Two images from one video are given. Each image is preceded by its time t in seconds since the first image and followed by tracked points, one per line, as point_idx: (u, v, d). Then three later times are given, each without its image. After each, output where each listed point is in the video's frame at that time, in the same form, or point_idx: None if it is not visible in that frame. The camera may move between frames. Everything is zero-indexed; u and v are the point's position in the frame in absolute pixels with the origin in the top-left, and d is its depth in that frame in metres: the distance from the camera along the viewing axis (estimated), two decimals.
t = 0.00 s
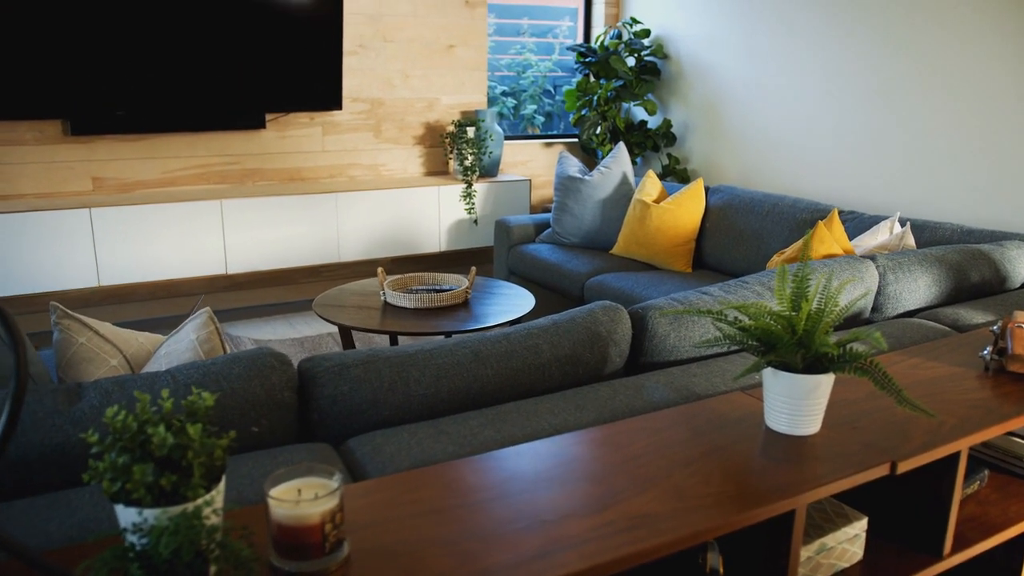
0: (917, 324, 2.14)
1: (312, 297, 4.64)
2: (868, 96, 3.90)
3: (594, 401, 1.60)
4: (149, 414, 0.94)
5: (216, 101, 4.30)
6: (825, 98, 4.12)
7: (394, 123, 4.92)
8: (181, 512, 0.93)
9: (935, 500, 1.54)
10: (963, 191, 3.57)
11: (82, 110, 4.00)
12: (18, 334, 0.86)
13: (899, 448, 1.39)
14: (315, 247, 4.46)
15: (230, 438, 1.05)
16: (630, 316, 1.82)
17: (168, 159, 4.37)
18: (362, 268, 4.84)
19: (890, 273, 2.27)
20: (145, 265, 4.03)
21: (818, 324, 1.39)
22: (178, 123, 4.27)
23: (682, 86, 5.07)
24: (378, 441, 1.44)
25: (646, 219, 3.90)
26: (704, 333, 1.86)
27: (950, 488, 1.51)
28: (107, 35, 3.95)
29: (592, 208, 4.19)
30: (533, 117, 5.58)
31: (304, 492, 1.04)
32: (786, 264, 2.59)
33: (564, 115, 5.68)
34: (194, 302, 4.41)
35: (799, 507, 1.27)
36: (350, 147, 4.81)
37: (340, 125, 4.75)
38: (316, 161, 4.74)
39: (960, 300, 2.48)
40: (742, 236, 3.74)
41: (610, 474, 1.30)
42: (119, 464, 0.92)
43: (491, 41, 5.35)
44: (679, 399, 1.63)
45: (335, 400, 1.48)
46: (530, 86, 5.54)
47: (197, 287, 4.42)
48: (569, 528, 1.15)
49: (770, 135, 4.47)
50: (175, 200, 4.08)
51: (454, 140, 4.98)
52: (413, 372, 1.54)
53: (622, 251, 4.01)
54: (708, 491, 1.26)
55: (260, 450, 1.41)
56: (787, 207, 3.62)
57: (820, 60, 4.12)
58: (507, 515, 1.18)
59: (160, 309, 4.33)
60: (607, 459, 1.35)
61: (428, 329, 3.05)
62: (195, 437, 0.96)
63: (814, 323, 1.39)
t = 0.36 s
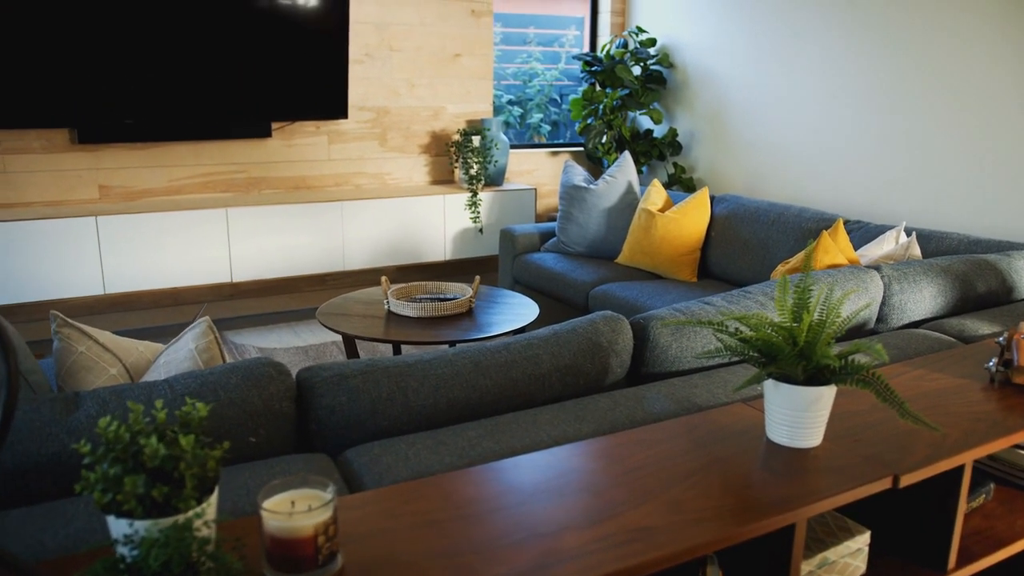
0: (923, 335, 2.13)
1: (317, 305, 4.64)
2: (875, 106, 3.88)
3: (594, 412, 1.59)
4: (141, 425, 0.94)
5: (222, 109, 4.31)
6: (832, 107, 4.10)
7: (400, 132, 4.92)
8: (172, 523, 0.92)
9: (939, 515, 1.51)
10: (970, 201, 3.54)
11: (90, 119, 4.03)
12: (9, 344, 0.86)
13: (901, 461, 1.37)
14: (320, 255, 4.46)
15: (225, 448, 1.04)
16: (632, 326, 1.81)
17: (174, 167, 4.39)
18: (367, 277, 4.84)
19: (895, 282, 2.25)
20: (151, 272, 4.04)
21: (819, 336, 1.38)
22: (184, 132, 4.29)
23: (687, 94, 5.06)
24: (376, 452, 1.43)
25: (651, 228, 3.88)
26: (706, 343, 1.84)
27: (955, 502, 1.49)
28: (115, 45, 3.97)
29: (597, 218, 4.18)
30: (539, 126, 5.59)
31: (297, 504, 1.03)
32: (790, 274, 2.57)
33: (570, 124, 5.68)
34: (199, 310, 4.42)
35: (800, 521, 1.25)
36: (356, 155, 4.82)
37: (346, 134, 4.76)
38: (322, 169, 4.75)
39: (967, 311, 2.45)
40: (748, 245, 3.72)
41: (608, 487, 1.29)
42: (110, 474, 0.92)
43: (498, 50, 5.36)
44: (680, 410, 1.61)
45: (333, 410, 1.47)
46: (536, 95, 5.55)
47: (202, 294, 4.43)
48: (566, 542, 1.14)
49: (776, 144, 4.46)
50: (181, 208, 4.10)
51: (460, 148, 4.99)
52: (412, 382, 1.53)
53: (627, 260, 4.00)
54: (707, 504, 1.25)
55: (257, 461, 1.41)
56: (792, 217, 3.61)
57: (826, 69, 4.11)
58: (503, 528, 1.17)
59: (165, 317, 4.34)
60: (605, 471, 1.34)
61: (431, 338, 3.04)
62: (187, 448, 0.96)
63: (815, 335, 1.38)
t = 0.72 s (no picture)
0: (927, 346, 2.11)
1: (321, 314, 4.65)
2: (881, 117, 3.87)
3: (594, 424, 1.58)
4: (131, 437, 0.93)
5: (228, 119, 4.33)
6: (838, 118, 4.09)
7: (405, 141, 4.93)
8: (162, 536, 0.92)
9: (943, 529, 1.50)
10: (977, 211, 3.52)
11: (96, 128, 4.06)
12: None
13: (903, 475, 1.35)
14: (325, 264, 4.46)
15: (218, 459, 1.04)
16: (633, 337, 1.80)
17: (180, 177, 4.41)
18: (372, 286, 4.84)
19: (900, 294, 2.24)
20: (155, 282, 4.05)
21: (819, 349, 1.37)
22: (190, 141, 4.30)
23: (693, 104, 5.06)
24: (373, 464, 1.43)
25: (655, 238, 3.87)
26: (707, 355, 1.83)
27: (958, 517, 1.47)
28: (122, 55, 4.00)
29: (602, 227, 4.18)
30: (545, 136, 5.59)
31: (290, 516, 1.03)
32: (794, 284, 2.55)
33: (576, 134, 5.68)
34: (204, 319, 4.43)
35: (799, 535, 1.24)
36: (361, 165, 4.83)
37: (351, 144, 4.77)
38: (327, 179, 4.76)
39: (972, 323, 2.44)
40: (753, 255, 3.70)
41: (606, 500, 1.28)
42: (101, 486, 0.92)
43: (503, 60, 5.37)
44: (680, 422, 1.60)
45: (331, 422, 1.47)
46: (542, 104, 5.55)
47: (207, 303, 4.44)
48: (562, 556, 1.13)
49: (781, 153, 4.45)
50: (185, 217, 4.11)
51: (465, 158, 4.99)
52: (410, 393, 1.52)
53: (631, 270, 3.99)
54: (705, 518, 1.23)
55: (253, 472, 1.40)
56: (797, 227, 3.59)
57: (833, 80, 4.10)
58: (500, 541, 1.16)
59: (169, 325, 4.35)
60: (603, 484, 1.33)
61: (434, 348, 3.04)
62: (179, 460, 0.95)
63: (816, 347, 1.37)
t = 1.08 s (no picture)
0: (935, 358, 2.09)
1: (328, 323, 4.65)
2: (891, 126, 3.85)
3: (596, 436, 1.57)
4: (126, 448, 0.93)
5: (237, 128, 4.35)
6: (848, 128, 4.07)
7: (413, 151, 4.94)
8: (155, 547, 0.91)
9: (951, 545, 1.47)
10: (987, 222, 3.50)
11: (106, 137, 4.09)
12: None
13: (908, 490, 1.34)
14: (333, 273, 4.47)
15: (214, 470, 1.04)
16: (637, 348, 1.79)
17: (189, 186, 4.43)
18: (380, 294, 4.85)
19: (907, 305, 2.22)
20: (163, 290, 4.06)
21: (822, 361, 1.35)
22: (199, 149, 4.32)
23: (701, 114, 5.05)
24: (373, 475, 1.42)
25: (662, 248, 3.86)
26: (712, 366, 1.82)
27: (965, 531, 1.45)
28: (133, 65, 4.03)
29: (609, 237, 4.16)
30: (553, 145, 5.59)
31: (285, 528, 1.02)
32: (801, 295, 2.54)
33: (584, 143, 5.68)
34: (213, 328, 4.44)
35: (802, 550, 1.22)
36: (369, 174, 4.84)
37: (359, 153, 4.79)
38: (335, 188, 4.77)
39: (982, 334, 2.41)
40: (761, 266, 3.68)
41: (606, 513, 1.27)
42: (94, 497, 0.91)
43: (512, 70, 5.38)
44: (683, 434, 1.59)
45: (331, 432, 1.46)
46: (550, 114, 5.55)
47: (216, 312, 4.45)
48: (560, 570, 1.11)
49: (790, 163, 4.43)
50: (194, 226, 4.13)
51: (472, 167, 4.99)
52: (411, 404, 1.52)
53: (639, 280, 3.98)
54: (706, 531, 1.22)
55: (252, 483, 1.39)
56: (805, 237, 3.57)
57: (841, 89, 4.08)
58: (498, 554, 1.15)
59: (177, 333, 4.36)
60: (603, 497, 1.32)
61: (439, 358, 3.03)
62: (172, 471, 0.95)
63: (819, 359, 1.36)
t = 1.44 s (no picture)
0: (943, 370, 2.06)
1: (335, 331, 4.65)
2: (899, 135, 3.83)
3: (597, 447, 1.55)
4: (120, 458, 0.93)
5: (245, 137, 4.37)
6: (856, 138, 4.05)
7: (420, 159, 4.95)
8: (147, 559, 0.91)
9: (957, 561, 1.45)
10: (997, 232, 3.47)
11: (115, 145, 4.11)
12: None
13: (913, 504, 1.32)
14: (339, 282, 4.47)
15: (209, 480, 1.03)
16: (640, 359, 1.78)
17: (197, 194, 4.44)
18: (387, 303, 4.84)
19: (915, 315, 2.20)
20: (169, 298, 4.07)
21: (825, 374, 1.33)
22: (207, 157, 4.33)
23: (709, 123, 5.04)
24: (371, 485, 1.41)
25: (669, 257, 3.85)
26: (715, 378, 1.80)
27: (971, 547, 1.43)
28: (143, 75, 4.06)
29: (616, 246, 4.15)
30: (562, 154, 5.59)
31: (280, 539, 1.01)
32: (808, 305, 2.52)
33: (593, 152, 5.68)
34: (220, 336, 4.45)
35: (804, 565, 1.20)
36: (377, 183, 4.85)
37: (367, 162, 4.80)
38: (342, 197, 4.78)
39: (991, 345, 2.38)
40: (769, 275, 3.66)
41: (606, 527, 1.25)
42: (87, 508, 0.91)
43: (521, 79, 5.39)
44: (685, 446, 1.57)
45: (330, 443, 1.45)
46: (559, 123, 5.55)
47: (223, 320, 4.46)
48: None
49: (798, 172, 4.41)
50: (201, 234, 4.14)
51: (480, 176, 4.99)
52: (411, 414, 1.51)
53: (646, 289, 3.96)
54: (707, 546, 1.20)
55: (251, 493, 1.39)
56: (813, 247, 3.55)
57: (850, 97, 4.07)
58: (496, 567, 1.14)
59: (184, 342, 4.37)
60: (603, 509, 1.30)
61: (444, 367, 3.02)
62: (166, 482, 0.94)
63: (823, 372, 1.34)
